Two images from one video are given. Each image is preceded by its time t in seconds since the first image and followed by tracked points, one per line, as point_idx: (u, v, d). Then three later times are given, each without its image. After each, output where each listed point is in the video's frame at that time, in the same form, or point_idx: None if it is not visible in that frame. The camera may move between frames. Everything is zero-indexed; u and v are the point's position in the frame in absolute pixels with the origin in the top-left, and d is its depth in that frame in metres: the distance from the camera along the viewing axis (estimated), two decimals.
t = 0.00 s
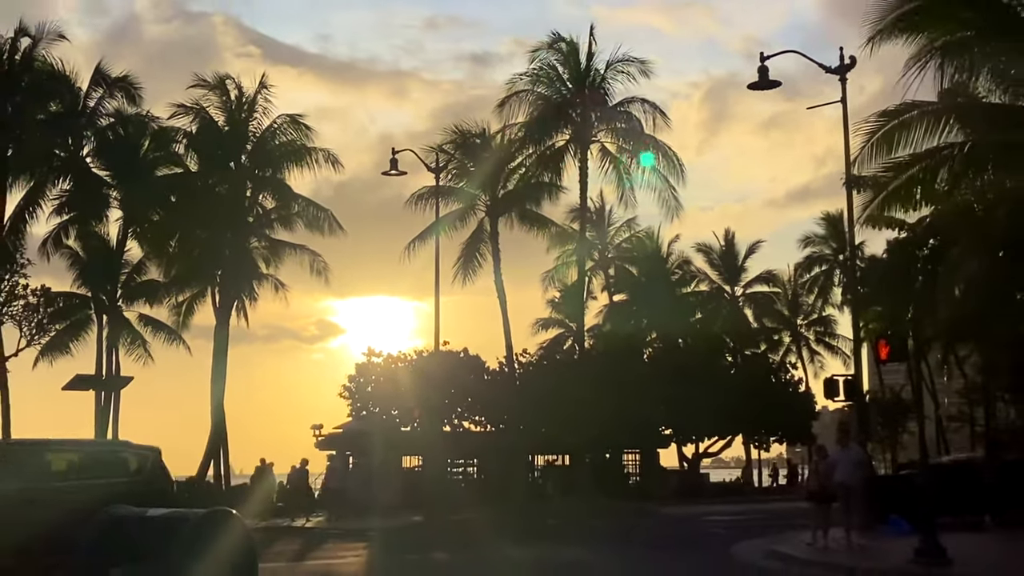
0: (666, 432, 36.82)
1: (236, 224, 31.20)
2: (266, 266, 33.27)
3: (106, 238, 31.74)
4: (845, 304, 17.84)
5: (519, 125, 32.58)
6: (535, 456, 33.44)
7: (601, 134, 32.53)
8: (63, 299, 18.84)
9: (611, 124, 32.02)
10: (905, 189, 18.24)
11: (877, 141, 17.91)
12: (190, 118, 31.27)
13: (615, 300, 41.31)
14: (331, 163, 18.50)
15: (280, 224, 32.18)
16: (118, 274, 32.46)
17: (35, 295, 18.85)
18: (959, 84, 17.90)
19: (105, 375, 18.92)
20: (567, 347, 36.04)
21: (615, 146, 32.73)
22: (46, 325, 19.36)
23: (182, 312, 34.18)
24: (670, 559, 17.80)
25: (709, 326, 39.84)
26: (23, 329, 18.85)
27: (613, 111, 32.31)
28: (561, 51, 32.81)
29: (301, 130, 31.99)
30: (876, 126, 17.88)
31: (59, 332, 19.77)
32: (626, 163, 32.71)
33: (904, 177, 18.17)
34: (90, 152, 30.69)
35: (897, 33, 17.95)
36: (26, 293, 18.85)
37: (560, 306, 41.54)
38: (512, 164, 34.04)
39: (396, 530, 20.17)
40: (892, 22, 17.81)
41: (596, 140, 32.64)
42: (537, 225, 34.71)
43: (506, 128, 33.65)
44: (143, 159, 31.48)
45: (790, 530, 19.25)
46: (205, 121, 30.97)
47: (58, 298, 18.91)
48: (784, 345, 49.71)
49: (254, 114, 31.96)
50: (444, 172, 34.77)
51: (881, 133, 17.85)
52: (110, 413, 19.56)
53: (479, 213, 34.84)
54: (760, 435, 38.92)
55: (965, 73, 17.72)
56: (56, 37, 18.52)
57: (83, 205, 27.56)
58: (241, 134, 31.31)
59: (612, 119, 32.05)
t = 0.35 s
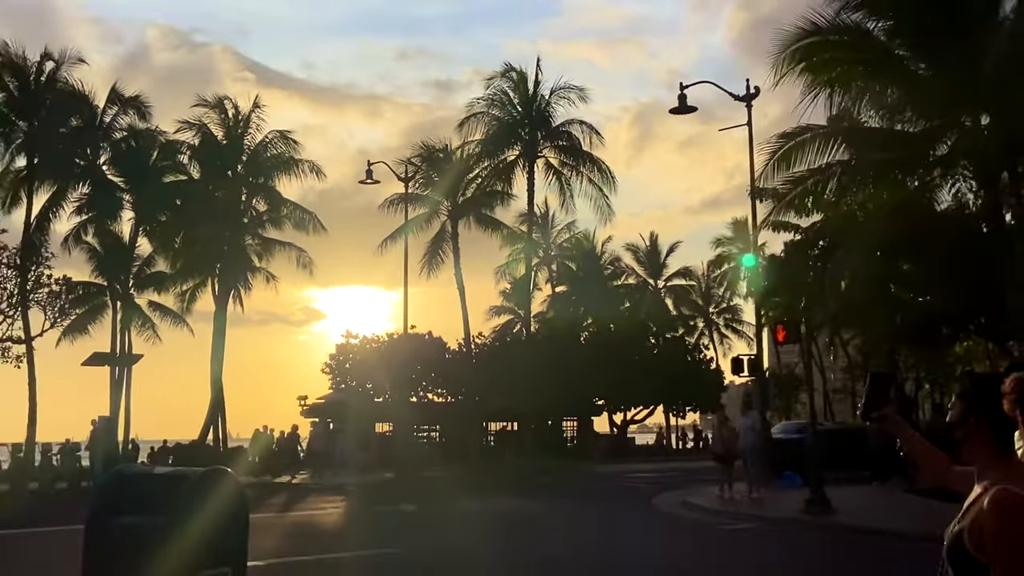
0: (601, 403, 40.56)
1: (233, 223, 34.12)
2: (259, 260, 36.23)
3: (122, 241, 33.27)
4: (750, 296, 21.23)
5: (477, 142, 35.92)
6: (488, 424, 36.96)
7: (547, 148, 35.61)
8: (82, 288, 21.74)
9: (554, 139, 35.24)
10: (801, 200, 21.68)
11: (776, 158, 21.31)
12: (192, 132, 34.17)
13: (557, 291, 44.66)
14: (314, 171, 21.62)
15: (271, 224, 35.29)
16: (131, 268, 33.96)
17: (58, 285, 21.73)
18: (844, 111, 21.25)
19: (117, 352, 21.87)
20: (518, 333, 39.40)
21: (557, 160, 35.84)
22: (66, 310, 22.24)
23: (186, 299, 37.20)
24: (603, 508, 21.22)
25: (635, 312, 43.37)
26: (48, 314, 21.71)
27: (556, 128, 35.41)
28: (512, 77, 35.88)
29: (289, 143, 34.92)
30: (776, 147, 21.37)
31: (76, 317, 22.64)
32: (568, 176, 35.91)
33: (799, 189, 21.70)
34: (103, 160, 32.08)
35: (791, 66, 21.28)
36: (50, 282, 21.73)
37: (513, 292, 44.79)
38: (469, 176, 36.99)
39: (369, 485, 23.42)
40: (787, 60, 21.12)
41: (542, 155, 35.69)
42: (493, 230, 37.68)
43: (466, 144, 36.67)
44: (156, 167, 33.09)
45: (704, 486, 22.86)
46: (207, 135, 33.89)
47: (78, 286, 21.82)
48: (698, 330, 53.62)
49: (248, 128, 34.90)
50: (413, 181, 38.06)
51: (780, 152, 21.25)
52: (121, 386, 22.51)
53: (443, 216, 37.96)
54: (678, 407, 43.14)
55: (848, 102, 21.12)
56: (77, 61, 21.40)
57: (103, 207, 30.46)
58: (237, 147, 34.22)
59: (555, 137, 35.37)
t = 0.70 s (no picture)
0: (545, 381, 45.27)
1: (237, 229, 37.98)
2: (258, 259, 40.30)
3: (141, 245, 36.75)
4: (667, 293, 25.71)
5: (441, 163, 40.40)
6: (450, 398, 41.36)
7: (500, 169, 40.03)
8: (107, 283, 25.69)
9: (506, 161, 39.74)
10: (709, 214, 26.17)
11: (688, 179, 25.75)
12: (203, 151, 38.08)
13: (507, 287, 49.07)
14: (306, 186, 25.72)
15: (269, 229, 39.35)
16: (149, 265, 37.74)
17: (87, 280, 25.66)
18: (743, 141, 25.70)
19: (138, 336, 25.90)
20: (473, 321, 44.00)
21: (508, 180, 40.26)
22: (93, 301, 26.18)
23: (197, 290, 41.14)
24: (548, 467, 25.67)
25: (572, 304, 47.94)
26: (79, 304, 25.64)
27: (507, 153, 39.97)
28: (473, 108, 40.17)
29: (285, 162, 38.93)
30: (688, 169, 25.74)
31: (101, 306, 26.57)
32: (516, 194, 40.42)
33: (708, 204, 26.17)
34: (127, 174, 35.26)
35: (701, 103, 25.68)
36: (80, 277, 25.67)
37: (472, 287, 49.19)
38: (435, 193, 41.01)
39: (350, 449, 27.73)
40: (698, 99, 25.50)
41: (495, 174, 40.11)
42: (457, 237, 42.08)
43: (433, 164, 40.95)
44: (173, 180, 36.64)
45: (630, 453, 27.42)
46: (215, 154, 37.76)
47: (104, 280, 25.79)
48: (624, 321, 58.77)
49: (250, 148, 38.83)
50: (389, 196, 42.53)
51: (691, 175, 25.69)
52: (139, 366, 26.50)
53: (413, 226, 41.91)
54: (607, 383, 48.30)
55: (747, 133, 25.56)
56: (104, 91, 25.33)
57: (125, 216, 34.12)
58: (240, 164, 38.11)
59: (506, 160, 39.93)
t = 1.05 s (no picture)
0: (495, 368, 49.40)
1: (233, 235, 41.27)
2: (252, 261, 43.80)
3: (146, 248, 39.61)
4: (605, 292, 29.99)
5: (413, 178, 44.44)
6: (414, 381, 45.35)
7: (464, 184, 44.16)
8: (118, 281, 29.18)
9: (470, 178, 43.89)
10: (641, 225, 30.51)
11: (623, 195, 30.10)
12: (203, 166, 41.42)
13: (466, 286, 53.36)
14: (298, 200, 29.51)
15: (261, 236, 42.62)
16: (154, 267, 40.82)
17: (99, 278, 29.10)
18: (670, 163, 30.06)
19: (145, 328, 29.44)
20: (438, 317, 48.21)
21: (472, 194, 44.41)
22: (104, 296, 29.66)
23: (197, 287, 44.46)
24: (506, 444, 29.83)
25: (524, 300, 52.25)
26: (91, 299, 29.09)
27: (471, 170, 44.17)
28: (441, 132, 44.24)
29: (276, 176, 42.41)
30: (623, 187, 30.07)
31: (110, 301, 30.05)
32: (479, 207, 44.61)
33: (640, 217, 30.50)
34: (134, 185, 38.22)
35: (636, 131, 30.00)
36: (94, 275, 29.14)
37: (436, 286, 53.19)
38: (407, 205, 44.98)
39: (331, 427, 31.64)
40: (633, 127, 29.81)
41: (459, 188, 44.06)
42: (426, 243, 45.95)
43: (405, 178, 44.87)
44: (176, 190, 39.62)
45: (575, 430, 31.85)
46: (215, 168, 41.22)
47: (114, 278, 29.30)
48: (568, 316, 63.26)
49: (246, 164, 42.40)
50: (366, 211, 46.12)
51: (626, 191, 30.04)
52: (145, 354, 30.04)
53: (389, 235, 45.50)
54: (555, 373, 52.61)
55: (674, 156, 29.93)
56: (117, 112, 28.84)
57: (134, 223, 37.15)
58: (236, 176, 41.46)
59: (471, 176, 44.04)
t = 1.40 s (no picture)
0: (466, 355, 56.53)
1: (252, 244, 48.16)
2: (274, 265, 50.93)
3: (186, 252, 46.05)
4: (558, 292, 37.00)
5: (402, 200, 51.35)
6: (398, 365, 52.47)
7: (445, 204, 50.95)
8: (161, 281, 35.89)
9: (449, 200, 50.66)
10: (587, 238, 37.49)
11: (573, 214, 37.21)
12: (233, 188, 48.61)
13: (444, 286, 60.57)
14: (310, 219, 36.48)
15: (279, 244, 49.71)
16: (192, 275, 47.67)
17: (146, 278, 35.84)
18: (611, 189, 37.17)
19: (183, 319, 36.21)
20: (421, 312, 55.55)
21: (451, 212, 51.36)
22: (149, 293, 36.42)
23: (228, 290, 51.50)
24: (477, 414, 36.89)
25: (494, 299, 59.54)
26: (140, 295, 35.83)
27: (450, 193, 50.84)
28: (428, 161, 50.96)
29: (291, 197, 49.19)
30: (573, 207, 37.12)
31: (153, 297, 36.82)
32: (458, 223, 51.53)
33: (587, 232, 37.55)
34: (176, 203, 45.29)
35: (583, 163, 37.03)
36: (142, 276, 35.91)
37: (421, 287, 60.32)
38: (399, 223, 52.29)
39: (334, 402, 38.58)
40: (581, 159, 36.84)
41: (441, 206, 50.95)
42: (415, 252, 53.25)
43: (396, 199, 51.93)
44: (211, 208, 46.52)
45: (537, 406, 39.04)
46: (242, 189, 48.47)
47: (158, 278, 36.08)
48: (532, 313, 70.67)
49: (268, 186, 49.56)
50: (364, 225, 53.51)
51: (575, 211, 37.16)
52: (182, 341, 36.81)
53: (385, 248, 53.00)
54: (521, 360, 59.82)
55: (614, 184, 37.04)
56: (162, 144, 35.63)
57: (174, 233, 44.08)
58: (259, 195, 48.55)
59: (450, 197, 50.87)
